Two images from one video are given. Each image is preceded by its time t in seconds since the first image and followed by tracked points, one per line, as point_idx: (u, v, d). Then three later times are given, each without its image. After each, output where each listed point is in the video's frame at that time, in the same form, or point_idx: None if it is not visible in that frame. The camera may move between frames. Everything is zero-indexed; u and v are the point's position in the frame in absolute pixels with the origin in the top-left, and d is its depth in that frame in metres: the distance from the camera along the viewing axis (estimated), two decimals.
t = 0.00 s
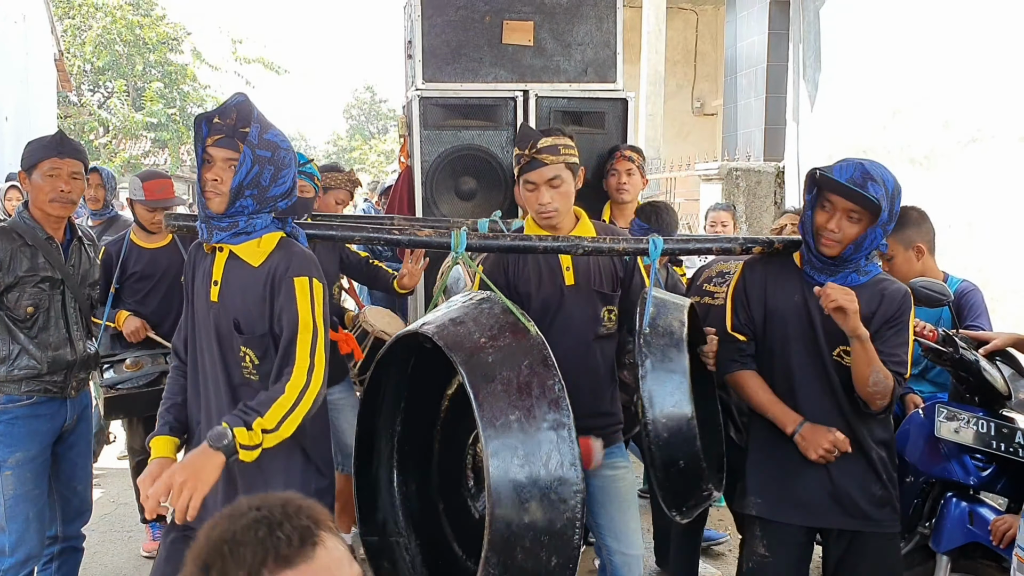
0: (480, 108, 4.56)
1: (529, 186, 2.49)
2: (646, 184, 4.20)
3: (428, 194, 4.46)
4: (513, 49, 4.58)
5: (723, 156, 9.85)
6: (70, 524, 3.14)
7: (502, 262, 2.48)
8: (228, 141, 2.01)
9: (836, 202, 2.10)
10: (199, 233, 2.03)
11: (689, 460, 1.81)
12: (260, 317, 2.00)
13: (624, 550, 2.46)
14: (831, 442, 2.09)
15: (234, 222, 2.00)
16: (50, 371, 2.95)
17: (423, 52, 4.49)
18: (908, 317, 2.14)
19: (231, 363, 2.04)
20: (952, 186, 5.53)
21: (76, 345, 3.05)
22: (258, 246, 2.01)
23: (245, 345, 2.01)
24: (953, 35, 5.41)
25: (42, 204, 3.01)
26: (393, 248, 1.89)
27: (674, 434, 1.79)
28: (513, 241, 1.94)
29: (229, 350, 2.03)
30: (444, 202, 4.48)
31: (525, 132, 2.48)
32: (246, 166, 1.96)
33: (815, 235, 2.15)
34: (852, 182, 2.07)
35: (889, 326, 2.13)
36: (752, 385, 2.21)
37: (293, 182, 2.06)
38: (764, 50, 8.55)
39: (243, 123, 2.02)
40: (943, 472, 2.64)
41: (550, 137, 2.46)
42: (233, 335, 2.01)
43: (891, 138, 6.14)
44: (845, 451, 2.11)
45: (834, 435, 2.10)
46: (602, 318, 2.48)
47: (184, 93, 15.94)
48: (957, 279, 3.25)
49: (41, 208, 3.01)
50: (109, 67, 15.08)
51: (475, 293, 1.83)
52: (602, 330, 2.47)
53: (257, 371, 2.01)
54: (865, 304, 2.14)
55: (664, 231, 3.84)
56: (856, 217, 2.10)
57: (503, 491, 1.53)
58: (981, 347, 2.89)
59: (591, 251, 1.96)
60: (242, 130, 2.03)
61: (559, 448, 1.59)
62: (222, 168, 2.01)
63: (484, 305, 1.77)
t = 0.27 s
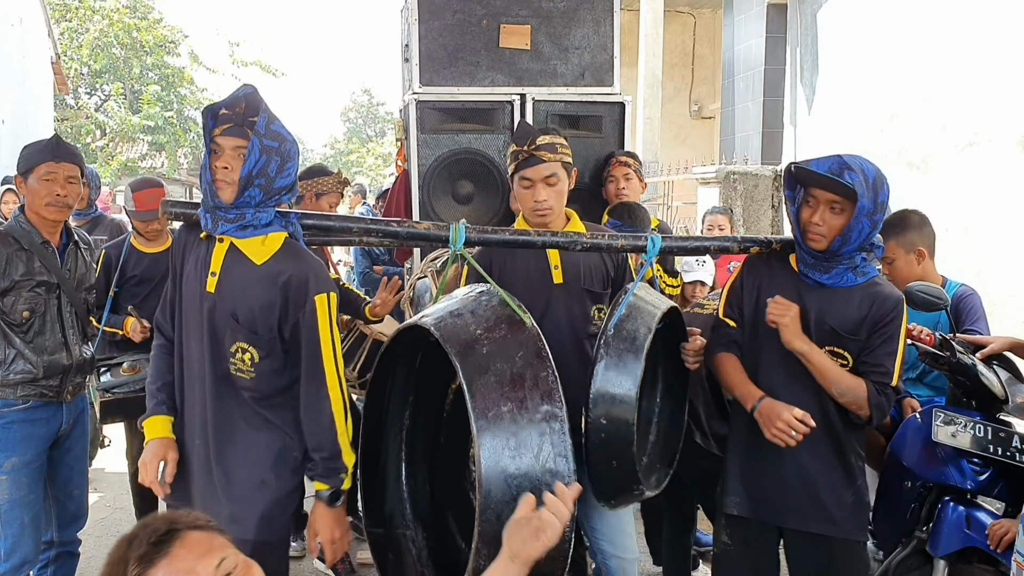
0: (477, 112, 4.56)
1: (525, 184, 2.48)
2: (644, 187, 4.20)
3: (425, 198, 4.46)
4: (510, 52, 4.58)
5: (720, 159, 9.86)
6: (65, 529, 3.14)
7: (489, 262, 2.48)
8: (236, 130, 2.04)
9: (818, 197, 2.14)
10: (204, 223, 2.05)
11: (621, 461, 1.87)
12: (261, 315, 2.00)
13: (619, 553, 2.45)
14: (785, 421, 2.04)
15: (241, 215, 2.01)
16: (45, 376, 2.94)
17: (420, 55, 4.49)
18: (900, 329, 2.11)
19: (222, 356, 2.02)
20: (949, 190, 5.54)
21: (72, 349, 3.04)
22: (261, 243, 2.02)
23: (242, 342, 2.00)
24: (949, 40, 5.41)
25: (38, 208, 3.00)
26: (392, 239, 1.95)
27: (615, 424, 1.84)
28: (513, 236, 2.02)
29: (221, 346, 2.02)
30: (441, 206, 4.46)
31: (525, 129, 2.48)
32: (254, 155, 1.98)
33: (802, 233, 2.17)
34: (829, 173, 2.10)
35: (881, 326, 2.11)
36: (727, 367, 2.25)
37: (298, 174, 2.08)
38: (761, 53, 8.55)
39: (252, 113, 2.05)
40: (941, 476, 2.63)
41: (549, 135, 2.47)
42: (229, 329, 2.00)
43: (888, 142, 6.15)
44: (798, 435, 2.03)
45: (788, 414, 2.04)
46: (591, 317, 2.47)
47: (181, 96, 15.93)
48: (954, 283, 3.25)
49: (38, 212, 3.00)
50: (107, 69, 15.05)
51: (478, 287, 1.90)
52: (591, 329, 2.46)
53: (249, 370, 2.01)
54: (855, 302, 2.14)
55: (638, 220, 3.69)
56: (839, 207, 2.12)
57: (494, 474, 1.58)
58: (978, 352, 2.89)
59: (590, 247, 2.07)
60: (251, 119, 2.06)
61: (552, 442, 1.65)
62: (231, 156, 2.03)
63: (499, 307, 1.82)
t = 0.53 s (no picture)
0: (476, 114, 4.55)
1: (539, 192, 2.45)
2: (642, 190, 4.20)
3: (423, 200, 4.45)
4: (509, 55, 4.58)
5: (719, 162, 9.85)
6: (63, 531, 3.14)
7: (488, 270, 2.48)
8: (249, 156, 2.02)
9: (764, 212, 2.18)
10: (225, 252, 2.02)
11: (603, 481, 1.83)
12: (296, 340, 2.03)
13: (613, 560, 2.46)
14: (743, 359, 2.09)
15: (266, 242, 2.01)
16: (44, 379, 2.93)
17: (419, 58, 4.49)
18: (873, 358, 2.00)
19: (249, 379, 2.00)
20: (947, 192, 5.54)
21: (70, 352, 3.03)
22: (288, 270, 2.04)
23: (277, 365, 2.01)
24: (948, 42, 5.42)
25: (37, 210, 3.00)
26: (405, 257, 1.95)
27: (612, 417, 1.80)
28: (524, 253, 2.00)
29: (248, 368, 2.00)
30: (440, 209, 4.47)
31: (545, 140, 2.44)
32: (271, 182, 2.00)
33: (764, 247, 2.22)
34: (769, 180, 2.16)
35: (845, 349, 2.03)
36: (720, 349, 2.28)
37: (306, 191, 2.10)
38: (760, 55, 8.56)
39: (262, 136, 2.03)
40: (940, 478, 2.63)
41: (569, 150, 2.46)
42: (260, 352, 2.00)
43: (887, 145, 6.15)
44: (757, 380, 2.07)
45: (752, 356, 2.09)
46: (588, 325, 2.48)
47: (180, 98, 15.94)
48: (952, 285, 3.25)
49: (36, 215, 3.00)
50: (105, 72, 15.04)
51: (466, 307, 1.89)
52: (589, 337, 2.47)
53: (282, 391, 2.02)
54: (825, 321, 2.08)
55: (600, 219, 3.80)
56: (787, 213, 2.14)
57: (459, 487, 1.57)
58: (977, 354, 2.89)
59: (601, 267, 2.04)
60: (262, 143, 2.04)
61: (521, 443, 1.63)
62: (248, 184, 2.01)
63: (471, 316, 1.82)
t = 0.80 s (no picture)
0: (476, 116, 4.55)
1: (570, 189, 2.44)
2: (643, 191, 4.20)
3: (423, 201, 4.45)
4: (509, 57, 4.57)
5: (718, 163, 9.85)
6: (62, 534, 3.13)
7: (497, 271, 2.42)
8: (284, 181, 1.93)
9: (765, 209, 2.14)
10: (242, 270, 1.94)
11: (760, 478, 1.95)
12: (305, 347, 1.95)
13: (619, 558, 2.43)
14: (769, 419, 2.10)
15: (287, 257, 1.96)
16: (42, 381, 2.93)
17: (418, 59, 4.48)
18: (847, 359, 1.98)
19: (266, 389, 1.95)
20: (947, 195, 5.54)
21: (69, 354, 3.03)
22: (297, 275, 1.97)
23: (290, 373, 1.95)
24: (947, 44, 5.43)
25: (35, 213, 2.99)
26: (409, 259, 1.92)
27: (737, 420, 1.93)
28: (530, 254, 1.99)
29: (264, 378, 1.95)
30: (440, 211, 4.46)
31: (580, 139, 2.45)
32: (302, 203, 1.97)
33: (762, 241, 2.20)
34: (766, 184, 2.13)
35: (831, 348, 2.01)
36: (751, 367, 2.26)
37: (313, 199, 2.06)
38: (759, 57, 8.57)
39: (293, 158, 1.95)
40: (938, 481, 2.63)
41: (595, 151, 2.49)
42: (273, 362, 1.94)
43: (887, 147, 6.15)
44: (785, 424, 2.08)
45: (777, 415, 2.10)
46: (597, 328, 2.48)
47: (179, 100, 15.95)
48: (952, 288, 3.24)
49: (34, 217, 3.00)
50: (104, 73, 15.03)
51: (468, 307, 1.91)
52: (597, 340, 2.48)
53: (299, 401, 1.96)
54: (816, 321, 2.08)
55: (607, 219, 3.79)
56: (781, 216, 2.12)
57: (432, 495, 1.63)
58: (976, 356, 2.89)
59: (608, 267, 2.03)
60: (293, 166, 1.95)
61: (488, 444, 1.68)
62: (281, 210, 1.93)
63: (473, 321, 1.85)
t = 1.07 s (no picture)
0: (475, 117, 4.55)
1: (569, 190, 2.43)
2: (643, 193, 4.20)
3: (422, 203, 4.45)
4: (508, 58, 4.57)
5: (717, 165, 9.85)
6: (60, 536, 3.13)
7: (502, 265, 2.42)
8: (270, 177, 1.91)
9: (818, 223, 2.09)
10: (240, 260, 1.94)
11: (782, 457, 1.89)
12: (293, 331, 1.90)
13: (616, 555, 2.44)
14: (807, 467, 2.13)
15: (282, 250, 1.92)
16: (41, 383, 2.92)
17: (417, 61, 4.47)
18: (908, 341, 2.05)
19: (273, 377, 1.96)
20: (945, 196, 5.54)
21: (68, 355, 3.03)
22: (285, 258, 1.91)
23: (286, 360, 1.92)
24: (946, 46, 5.43)
25: (34, 214, 2.99)
26: (415, 245, 2.03)
27: (764, 386, 1.90)
28: (535, 240, 2.07)
29: (271, 366, 1.96)
30: (439, 212, 4.46)
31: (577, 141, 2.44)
32: (290, 197, 1.93)
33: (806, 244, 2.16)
34: (826, 204, 2.05)
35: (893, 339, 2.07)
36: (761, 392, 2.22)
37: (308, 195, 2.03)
38: (758, 59, 8.57)
39: (278, 154, 1.92)
40: (938, 483, 2.62)
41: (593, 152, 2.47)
42: (272, 349, 1.94)
43: (886, 148, 6.15)
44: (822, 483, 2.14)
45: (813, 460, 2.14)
46: (599, 322, 2.49)
47: (177, 102, 15.94)
48: (952, 289, 3.24)
49: (33, 219, 3.00)
50: (103, 75, 15.02)
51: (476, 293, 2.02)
52: (599, 334, 2.49)
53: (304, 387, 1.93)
54: (872, 313, 2.11)
55: (637, 215, 3.53)
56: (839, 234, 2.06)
57: (422, 468, 1.76)
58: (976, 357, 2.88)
59: (614, 251, 2.09)
60: (280, 161, 1.92)
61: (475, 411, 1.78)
62: (268, 206, 1.91)
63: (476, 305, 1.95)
